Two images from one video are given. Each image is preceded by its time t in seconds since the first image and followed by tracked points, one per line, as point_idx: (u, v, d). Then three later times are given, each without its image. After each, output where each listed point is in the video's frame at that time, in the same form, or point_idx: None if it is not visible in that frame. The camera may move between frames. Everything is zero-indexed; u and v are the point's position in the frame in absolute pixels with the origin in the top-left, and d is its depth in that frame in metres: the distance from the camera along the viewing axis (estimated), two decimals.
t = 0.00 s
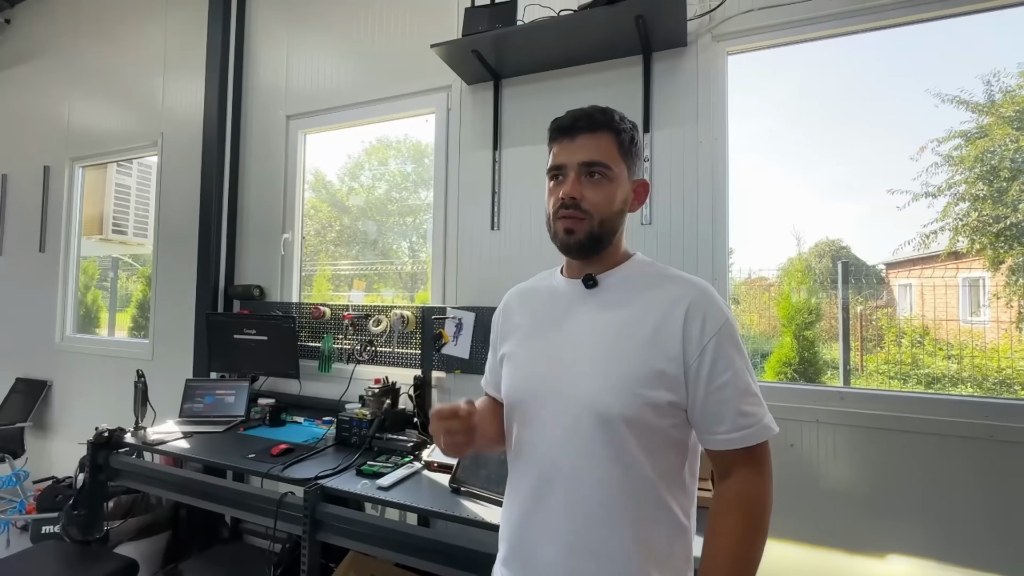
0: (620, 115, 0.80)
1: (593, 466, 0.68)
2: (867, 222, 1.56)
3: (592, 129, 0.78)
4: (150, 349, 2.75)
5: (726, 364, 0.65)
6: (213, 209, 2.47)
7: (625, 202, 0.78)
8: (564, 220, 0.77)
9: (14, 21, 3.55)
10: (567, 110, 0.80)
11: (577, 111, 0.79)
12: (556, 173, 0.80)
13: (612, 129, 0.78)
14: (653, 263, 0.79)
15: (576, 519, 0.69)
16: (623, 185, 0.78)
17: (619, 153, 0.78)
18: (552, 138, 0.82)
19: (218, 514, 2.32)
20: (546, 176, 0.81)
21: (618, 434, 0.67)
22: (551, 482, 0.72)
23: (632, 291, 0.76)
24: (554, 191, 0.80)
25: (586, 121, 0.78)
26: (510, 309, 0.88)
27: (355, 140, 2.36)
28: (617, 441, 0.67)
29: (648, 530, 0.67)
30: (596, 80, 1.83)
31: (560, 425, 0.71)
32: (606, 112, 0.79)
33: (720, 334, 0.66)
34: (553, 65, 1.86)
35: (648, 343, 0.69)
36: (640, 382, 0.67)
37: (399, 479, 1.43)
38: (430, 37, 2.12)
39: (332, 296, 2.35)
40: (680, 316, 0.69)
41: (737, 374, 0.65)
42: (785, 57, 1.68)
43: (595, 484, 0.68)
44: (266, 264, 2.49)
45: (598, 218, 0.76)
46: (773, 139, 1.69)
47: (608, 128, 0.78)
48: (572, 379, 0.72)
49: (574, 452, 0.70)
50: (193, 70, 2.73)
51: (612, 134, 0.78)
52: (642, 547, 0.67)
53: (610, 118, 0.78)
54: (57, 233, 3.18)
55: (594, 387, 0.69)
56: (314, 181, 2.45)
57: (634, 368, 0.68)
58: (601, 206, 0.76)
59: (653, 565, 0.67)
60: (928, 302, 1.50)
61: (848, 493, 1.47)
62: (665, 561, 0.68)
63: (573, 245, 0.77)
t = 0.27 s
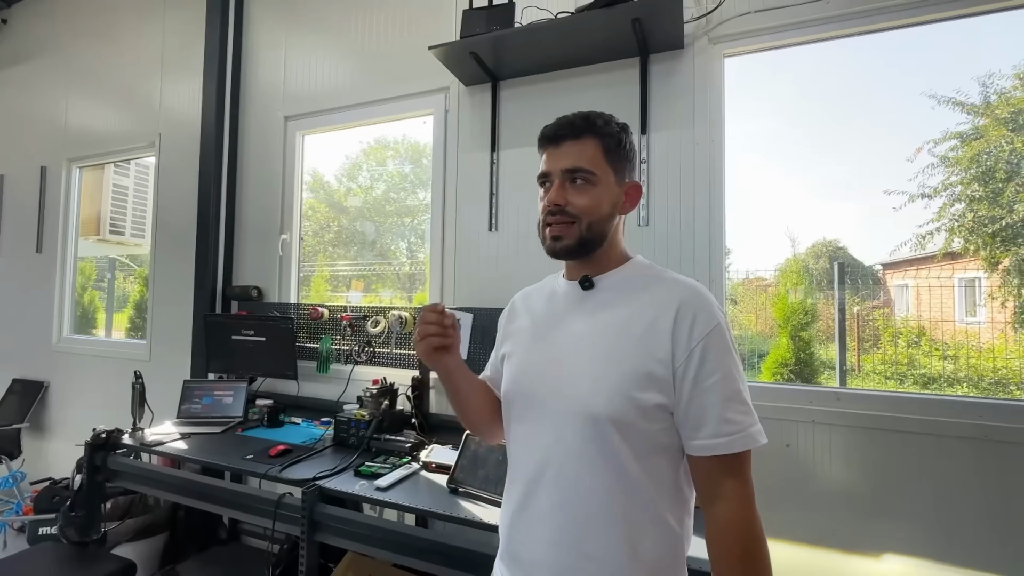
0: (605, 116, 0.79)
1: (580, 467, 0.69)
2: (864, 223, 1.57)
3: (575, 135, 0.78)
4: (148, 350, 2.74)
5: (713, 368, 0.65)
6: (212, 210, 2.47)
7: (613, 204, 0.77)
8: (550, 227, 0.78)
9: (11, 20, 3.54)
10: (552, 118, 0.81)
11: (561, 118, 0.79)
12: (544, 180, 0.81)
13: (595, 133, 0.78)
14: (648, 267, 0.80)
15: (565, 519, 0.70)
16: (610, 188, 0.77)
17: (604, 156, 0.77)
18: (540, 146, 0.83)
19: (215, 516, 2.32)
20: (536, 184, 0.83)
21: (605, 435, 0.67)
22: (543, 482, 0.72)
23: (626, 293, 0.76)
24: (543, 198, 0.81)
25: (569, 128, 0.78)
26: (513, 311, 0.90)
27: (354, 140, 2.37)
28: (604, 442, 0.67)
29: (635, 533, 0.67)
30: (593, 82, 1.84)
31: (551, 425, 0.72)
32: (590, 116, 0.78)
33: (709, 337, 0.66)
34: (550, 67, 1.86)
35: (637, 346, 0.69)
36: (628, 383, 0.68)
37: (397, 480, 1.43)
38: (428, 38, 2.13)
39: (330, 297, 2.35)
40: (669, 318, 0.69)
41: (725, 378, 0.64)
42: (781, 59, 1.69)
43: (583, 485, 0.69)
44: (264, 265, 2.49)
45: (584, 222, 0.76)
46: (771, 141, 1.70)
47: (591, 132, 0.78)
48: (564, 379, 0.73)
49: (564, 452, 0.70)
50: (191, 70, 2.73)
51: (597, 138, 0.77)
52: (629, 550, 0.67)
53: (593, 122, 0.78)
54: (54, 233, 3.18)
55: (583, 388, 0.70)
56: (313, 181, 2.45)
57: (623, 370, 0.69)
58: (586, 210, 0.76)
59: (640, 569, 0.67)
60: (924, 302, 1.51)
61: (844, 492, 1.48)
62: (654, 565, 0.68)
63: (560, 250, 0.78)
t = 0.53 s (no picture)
0: (606, 111, 0.78)
1: (579, 465, 0.68)
2: (863, 223, 1.57)
3: (575, 130, 0.77)
4: (145, 350, 2.73)
5: (713, 365, 0.64)
6: (209, 209, 2.46)
7: (614, 200, 0.77)
8: (549, 222, 0.78)
9: (7, 19, 3.53)
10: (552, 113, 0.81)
11: (561, 114, 0.79)
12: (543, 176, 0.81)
13: (594, 128, 0.77)
14: (650, 263, 0.79)
15: (564, 518, 0.69)
16: (610, 183, 0.76)
17: (603, 150, 0.76)
18: (541, 141, 0.83)
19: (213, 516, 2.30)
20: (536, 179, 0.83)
21: (604, 433, 0.67)
22: (542, 480, 0.72)
23: (626, 290, 0.76)
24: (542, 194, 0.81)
25: (568, 124, 0.78)
26: (516, 309, 0.90)
27: (352, 140, 2.36)
28: (601, 440, 0.67)
29: (635, 533, 0.67)
30: (592, 80, 1.84)
31: (549, 423, 0.72)
32: (590, 110, 0.78)
33: (709, 334, 0.65)
34: (549, 65, 1.86)
35: (637, 343, 0.69)
36: (627, 381, 0.67)
37: (395, 479, 1.43)
38: (427, 36, 2.12)
39: (329, 296, 2.35)
40: (669, 315, 0.68)
41: (725, 376, 0.64)
42: (780, 59, 1.69)
43: (582, 483, 0.68)
44: (262, 265, 2.49)
45: (582, 218, 0.76)
46: (770, 140, 1.69)
47: (591, 127, 0.77)
48: (563, 376, 0.73)
49: (562, 450, 0.70)
50: (188, 69, 2.72)
51: (596, 133, 0.77)
52: (628, 549, 0.67)
53: (592, 118, 0.77)
54: (50, 233, 3.16)
55: (581, 385, 0.70)
56: (310, 181, 2.45)
57: (622, 367, 0.68)
58: (584, 205, 0.75)
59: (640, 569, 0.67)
60: (922, 302, 1.51)
61: (843, 491, 1.48)
62: (655, 566, 0.67)
63: (559, 246, 0.78)
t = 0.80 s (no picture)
0: (606, 108, 0.78)
1: (578, 463, 0.68)
2: (860, 222, 1.57)
3: (575, 128, 0.77)
4: (142, 350, 2.73)
5: (712, 362, 0.64)
6: (206, 209, 2.46)
7: (613, 197, 0.76)
8: (548, 220, 0.78)
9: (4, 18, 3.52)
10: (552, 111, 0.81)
11: (560, 112, 0.79)
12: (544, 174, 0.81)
13: (594, 125, 0.77)
14: (651, 261, 0.79)
15: (563, 516, 0.69)
16: (609, 180, 0.76)
17: (603, 148, 0.76)
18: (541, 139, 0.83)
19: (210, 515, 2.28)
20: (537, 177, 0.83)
21: (603, 430, 0.67)
22: (541, 478, 0.72)
23: (626, 288, 0.76)
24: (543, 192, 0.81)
25: (568, 122, 0.78)
26: (517, 307, 0.90)
27: (350, 140, 2.36)
28: (601, 437, 0.67)
29: (634, 531, 0.67)
30: (590, 80, 1.84)
31: (549, 420, 0.72)
32: (590, 108, 0.78)
33: (709, 331, 0.65)
34: (548, 64, 1.86)
35: (636, 340, 0.69)
36: (626, 378, 0.67)
37: (394, 479, 1.43)
38: (425, 36, 2.12)
39: (327, 296, 2.34)
40: (669, 312, 0.68)
41: (725, 373, 0.64)
42: (778, 59, 1.69)
43: (581, 481, 0.68)
44: (260, 264, 2.48)
45: (581, 215, 0.75)
46: (768, 139, 1.70)
47: (590, 125, 0.77)
48: (563, 374, 0.73)
49: (562, 448, 0.70)
50: (186, 69, 2.72)
51: (595, 130, 0.77)
52: (628, 548, 0.66)
53: (592, 115, 0.77)
54: (47, 232, 3.15)
55: (581, 382, 0.70)
56: (308, 180, 2.44)
57: (621, 365, 0.68)
58: (583, 203, 0.75)
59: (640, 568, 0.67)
60: (918, 301, 1.51)
61: (840, 490, 1.49)
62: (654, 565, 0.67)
63: (559, 244, 0.78)
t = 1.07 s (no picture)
0: (582, 104, 0.77)
1: (577, 464, 0.68)
2: (857, 222, 1.58)
3: (553, 129, 0.77)
4: (138, 350, 2.71)
5: (713, 364, 0.64)
6: (203, 209, 2.45)
7: (598, 194, 0.75)
8: (537, 225, 0.79)
9: None
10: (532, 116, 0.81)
11: (539, 116, 0.80)
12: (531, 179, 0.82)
13: (573, 125, 0.76)
14: (650, 259, 0.79)
15: (562, 517, 0.69)
16: (591, 177, 0.75)
17: (582, 146, 0.75)
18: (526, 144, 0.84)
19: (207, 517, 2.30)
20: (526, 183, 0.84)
21: (603, 431, 0.67)
22: (540, 478, 0.72)
23: (626, 288, 0.76)
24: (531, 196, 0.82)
25: (547, 124, 0.78)
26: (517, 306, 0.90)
27: (347, 139, 2.35)
28: (600, 438, 0.67)
29: (633, 532, 0.67)
30: (588, 80, 1.84)
31: (548, 420, 0.72)
32: (565, 107, 0.77)
33: (709, 332, 0.65)
34: (545, 64, 1.86)
35: (636, 341, 0.69)
36: (625, 378, 0.67)
37: (392, 478, 1.42)
38: (422, 35, 2.12)
39: (324, 295, 2.34)
40: (668, 312, 0.68)
41: (724, 374, 0.64)
42: (775, 59, 1.69)
43: (581, 482, 0.68)
44: (257, 264, 2.47)
45: (566, 217, 0.76)
46: (766, 139, 1.70)
47: (568, 125, 0.77)
48: (562, 374, 0.73)
49: (561, 448, 0.70)
50: (182, 68, 2.71)
51: (573, 130, 0.76)
52: (627, 549, 0.66)
53: (570, 114, 0.77)
54: (43, 232, 3.13)
55: (581, 383, 0.70)
56: (305, 180, 2.44)
57: (620, 365, 0.68)
58: (566, 205, 0.75)
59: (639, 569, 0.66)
60: (915, 301, 1.52)
61: (837, 489, 1.49)
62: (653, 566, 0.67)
63: (549, 247, 0.79)
